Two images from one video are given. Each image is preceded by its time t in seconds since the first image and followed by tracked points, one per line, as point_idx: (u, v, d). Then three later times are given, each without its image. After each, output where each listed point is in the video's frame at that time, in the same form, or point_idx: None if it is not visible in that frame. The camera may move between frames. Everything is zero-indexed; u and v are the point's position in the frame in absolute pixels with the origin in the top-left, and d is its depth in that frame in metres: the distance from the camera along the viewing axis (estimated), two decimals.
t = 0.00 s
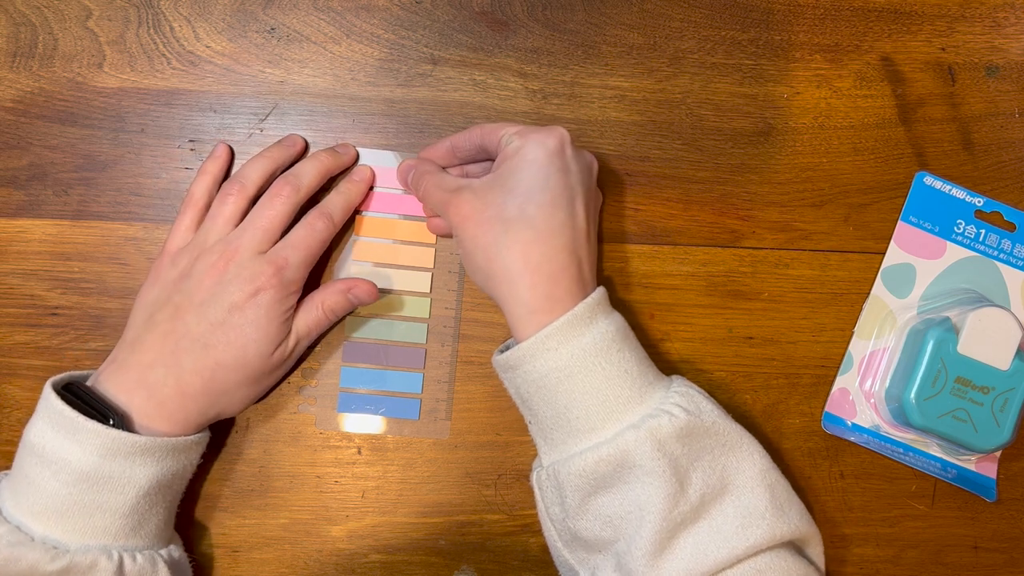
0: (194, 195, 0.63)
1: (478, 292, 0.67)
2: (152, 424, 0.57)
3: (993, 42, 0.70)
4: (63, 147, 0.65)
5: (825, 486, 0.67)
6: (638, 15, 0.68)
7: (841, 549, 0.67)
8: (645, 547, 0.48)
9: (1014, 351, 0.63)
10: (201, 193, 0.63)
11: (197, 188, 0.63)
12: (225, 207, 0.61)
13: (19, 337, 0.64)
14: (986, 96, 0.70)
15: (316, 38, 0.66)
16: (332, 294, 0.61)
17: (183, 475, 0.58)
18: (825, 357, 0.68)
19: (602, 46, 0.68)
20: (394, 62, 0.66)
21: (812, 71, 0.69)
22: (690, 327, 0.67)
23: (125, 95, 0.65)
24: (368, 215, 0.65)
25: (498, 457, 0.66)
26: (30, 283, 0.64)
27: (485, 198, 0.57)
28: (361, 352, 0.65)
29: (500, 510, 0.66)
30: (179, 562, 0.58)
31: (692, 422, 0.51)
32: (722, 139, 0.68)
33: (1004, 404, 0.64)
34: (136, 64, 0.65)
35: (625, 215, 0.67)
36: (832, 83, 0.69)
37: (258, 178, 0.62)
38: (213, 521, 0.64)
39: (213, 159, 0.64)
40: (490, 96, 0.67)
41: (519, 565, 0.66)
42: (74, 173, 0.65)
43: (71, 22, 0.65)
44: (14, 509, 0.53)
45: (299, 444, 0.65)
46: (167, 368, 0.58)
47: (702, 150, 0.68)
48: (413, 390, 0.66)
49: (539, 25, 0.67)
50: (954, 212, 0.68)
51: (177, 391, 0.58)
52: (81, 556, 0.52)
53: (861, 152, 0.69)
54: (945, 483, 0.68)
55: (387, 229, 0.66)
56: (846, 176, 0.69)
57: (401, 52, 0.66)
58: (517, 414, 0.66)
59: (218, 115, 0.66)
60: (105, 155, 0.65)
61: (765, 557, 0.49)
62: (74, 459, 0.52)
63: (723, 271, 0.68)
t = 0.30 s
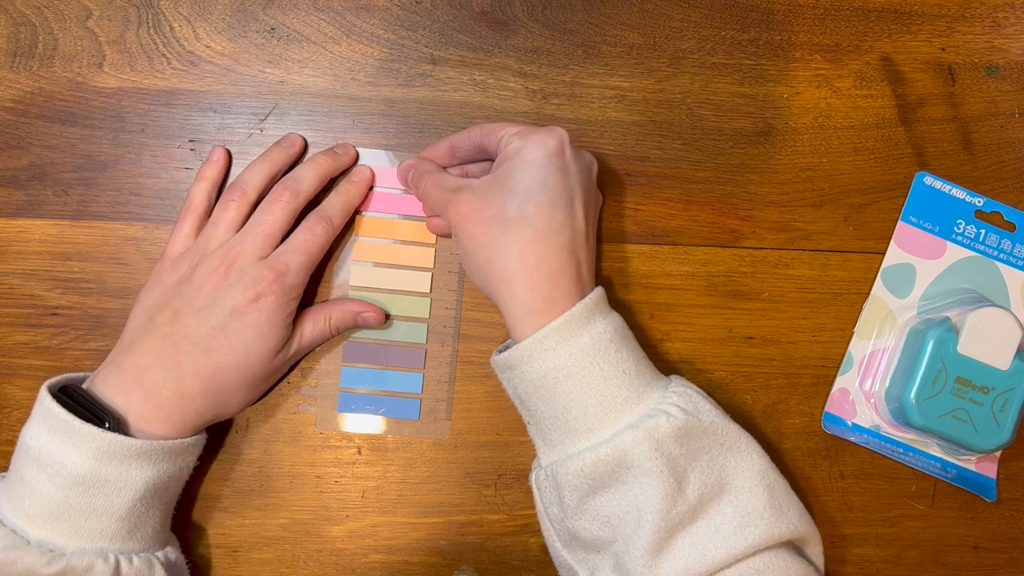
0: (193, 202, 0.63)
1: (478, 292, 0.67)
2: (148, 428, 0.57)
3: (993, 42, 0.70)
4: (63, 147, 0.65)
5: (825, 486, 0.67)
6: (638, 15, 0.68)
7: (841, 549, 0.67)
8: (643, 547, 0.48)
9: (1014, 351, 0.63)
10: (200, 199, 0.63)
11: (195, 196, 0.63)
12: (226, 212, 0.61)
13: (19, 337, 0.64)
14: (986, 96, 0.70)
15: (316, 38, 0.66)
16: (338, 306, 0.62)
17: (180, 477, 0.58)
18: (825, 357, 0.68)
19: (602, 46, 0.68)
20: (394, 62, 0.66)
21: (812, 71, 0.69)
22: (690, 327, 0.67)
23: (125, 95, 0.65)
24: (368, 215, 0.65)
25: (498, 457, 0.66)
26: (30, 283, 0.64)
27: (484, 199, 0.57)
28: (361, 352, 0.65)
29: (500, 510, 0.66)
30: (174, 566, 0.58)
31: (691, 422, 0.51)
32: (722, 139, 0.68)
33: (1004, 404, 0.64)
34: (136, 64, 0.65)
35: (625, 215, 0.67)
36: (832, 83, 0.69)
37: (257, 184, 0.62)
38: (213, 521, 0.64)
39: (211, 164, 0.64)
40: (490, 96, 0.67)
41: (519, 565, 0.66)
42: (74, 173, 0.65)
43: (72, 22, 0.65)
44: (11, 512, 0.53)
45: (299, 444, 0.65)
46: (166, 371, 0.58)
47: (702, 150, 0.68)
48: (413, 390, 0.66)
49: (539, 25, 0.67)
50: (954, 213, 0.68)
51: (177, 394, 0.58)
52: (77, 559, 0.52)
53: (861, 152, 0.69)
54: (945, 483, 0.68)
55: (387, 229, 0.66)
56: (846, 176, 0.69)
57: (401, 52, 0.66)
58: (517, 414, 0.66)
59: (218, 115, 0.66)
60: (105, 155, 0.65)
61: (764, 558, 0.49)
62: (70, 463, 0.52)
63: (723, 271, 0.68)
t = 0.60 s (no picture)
0: (191, 204, 0.63)
1: (478, 292, 0.67)
2: (147, 429, 0.57)
3: (993, 42, 0.70)
4: (63, 147, 0.65)
5: (825, 486, 0.67)
6: (638, 15, 0.68)
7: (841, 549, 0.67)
8: (682, 531, 0.47)
9: (1014, 351, 0.63)
10: (199, 201, 0.63)
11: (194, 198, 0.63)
12: (227, 214, 0.61)
13: (19, 337, 0.64)
14: (986, 96, 0.70)
15: (316, 38, 0.66)
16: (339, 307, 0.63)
17: (179, 480, 0.58)
18: (825, 357, 0.68)
19: (602, 46, 0.68)
20: (394, 62, 0.66)
21: (812, 71, 0.69)
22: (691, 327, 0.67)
23: (125, 95, 0.65)
24: (368, 214, 0.65)
25: (498, 457, 0.66)
26: (30, 283, 0.64)
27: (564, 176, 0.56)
28: (361, 352, 0.65)
29: (500, 510, 0.66)
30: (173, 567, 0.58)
31: (745, 416, 0.50)
32: (722, 139, 0.68)
33: (1004, 404, 0.64)
34: (136, 64, 0.65)
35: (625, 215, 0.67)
36: (832, 83, 0.69)
37: (257, 184, 0.62)
38: (213, 521, 0.64)
39: (208, 166, 0.64)
40: (490, 96, 0.67)
41: (520, 565, 0.66)
42: (74, 173, 0.65)
43: (71, 22, 0.65)
44: (10, 514, 0.53)
45: (299, 444, 0.65)
46: (166, 371, 0.58)
47: (702, 150, 0.68)
48: (413, 390, 0.66)
49: (539, 25, 0.67)
50: (954, 213, 0.68)
51: (177, 395, 0.57)
52: (77, 562, 0.52)
53: (861, 152, 0.69)
54: (945, 483, 0.68)
55: (387, 229, 0.66)
56: (846, 176, 0.69)
57: (401, 52, 0.66)
58: (517, 414, 0.66)
59: (218, 115, 0.66)
60: (105, 155, 0.65)
61: (798, 560, 0.49)
62: (71, 465, 0.52)
63: (723, 271, 0.68)
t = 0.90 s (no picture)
0: (191, 206, 0.63)
1: (478, 292, 0.67)
2: (148, 432, 0.57)
3: (993, 42, 0.70)
4: (63, 147, 0.65)
5: (825, 486, 0.67)
6: (638, 15, 0.68)
7: (841, 549, 0.67)
8: (638, 548, 0.47)
9: (1014, 351, 0.63)
10: (198, 203, 0.63)
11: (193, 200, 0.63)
12: (228, 217, 0.61)
13: (19, 337, 0.64)
14: (986, 96, 0.70)
15: (316, 38, 0.66)
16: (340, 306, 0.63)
17: (179, 483, 0.58)
18: (825, 357, 0.68)
19: (602, 46, 0.68)
20: (394, 62, 0.66)
21: (812, 71, 0.69)
22: (691, 327, 0.67)
23: (125, 95, 0.65)
24: (368, 214, 0.65)
25: (498, 457, 0.66)
26: (31, 283, 0.64)
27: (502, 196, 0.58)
28: (361, 352, 0.65)
29: (500, 510, 0.66)
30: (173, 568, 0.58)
31: (695, 428, 0.50)
32: (722, 139, 0.68)
33: (1004, 404, 0.64)
34: (136, 64, 0.65)
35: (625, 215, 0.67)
36: (832, 83, 0.69)
37: (257, 186, 0.62)
38: (213, 521, 0.64)
39: (207, 167, 0.64)
40: (490, 96, 0.67)
41: (520, 565, 0.66)
42: (74, 173, 0.65)
43: (71, 22, 0.65)
44: (11, 517, 0.53)
45: (300, 444, 0.65)
46: (167, 374, 0.58)
47: (702, 150, 0.68)
48: (413, 390, 0.66)
49: (539, 24, 0.67)
50: (954, 213, 0.68)
51: (178, 398, 0.57)
52: (78, 566, 0.51)
53: (861, 152, 0.69)
54: (945, 483, 0.68)
55: (386, 229, 0.66)
56: (846, 176, 0.69)
57: (401, 52, 0.66)
58: (517, 414, 0.66)
59: (218, 115, 0.66)
60: (105, 155, 0.65)
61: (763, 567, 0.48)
62: (72, 469, 0.52)
63: (723, 271, 0.68)
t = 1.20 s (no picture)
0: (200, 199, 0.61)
1: (478, 292, 0.67)
2: (181, 445, 0.55)
3: (993, 42, 0.70)
4: (63, 147, 0.65)
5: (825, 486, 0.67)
6: (638, 15, 0.68)
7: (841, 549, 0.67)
8: (676, 565, 0.47)
9: (1014, 351, 0.63)
10: (209, 197, 0.62)
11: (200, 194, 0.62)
12: (246, 216, 0.60)
13: (19, 337, 0.64)
14: (986, 96, 0.70)
15: (316, 38, 0.66)
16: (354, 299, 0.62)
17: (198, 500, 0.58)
18: (825, 357, 0.68)
19: (602, 46, 0.68)
20: (394, 62, 0.66)
21: (812, 71, 0.69)
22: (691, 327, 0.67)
23: (125, 95, 0.65)
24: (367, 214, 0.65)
25: (498, 457, 0.66)
26: (31, 283, 0.64)
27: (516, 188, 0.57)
28: (361, 352, 0.65)
29: (500, 510, 0.66)
30: None
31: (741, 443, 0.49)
32: (722, 139, 0.68)
33: (1004, 404, 0.64)
34: (136, 64, 0.65)
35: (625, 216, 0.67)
36: (832, 83, 0.69)
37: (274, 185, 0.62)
38: (213, 521, 0.64)
39: (214, 161, 0.63)
40: (490, 96, 0.67)
41: (520, 565, 0.66)
42: (74, 173, 0.65)
43: (72, 22, 0.65)
44: (30, 533, 0.51)
45: (299, 444, 0.65)
46: (196, 382, 0.56)
47: (702, 150, 0.68)
48: (413, 390, 0.66)
49: (539, 25, 0.67)
50: (954, 213, 0.68)
51: (207, 404, 0.56)
52: None
53: (861, 152, 0.69)
54: (945, 483, 0.68)
55: (386, 229, 0.66)
56: (846, 176, 0.69)
57: (401, 52, 0.66)
58: (517, 414, 0.66)
59: (218, 115, 0.66)
60: (105, 155, 0.65)
61: None
62: (106, 492, 0.50)
63: (723, 271, 0.68)
